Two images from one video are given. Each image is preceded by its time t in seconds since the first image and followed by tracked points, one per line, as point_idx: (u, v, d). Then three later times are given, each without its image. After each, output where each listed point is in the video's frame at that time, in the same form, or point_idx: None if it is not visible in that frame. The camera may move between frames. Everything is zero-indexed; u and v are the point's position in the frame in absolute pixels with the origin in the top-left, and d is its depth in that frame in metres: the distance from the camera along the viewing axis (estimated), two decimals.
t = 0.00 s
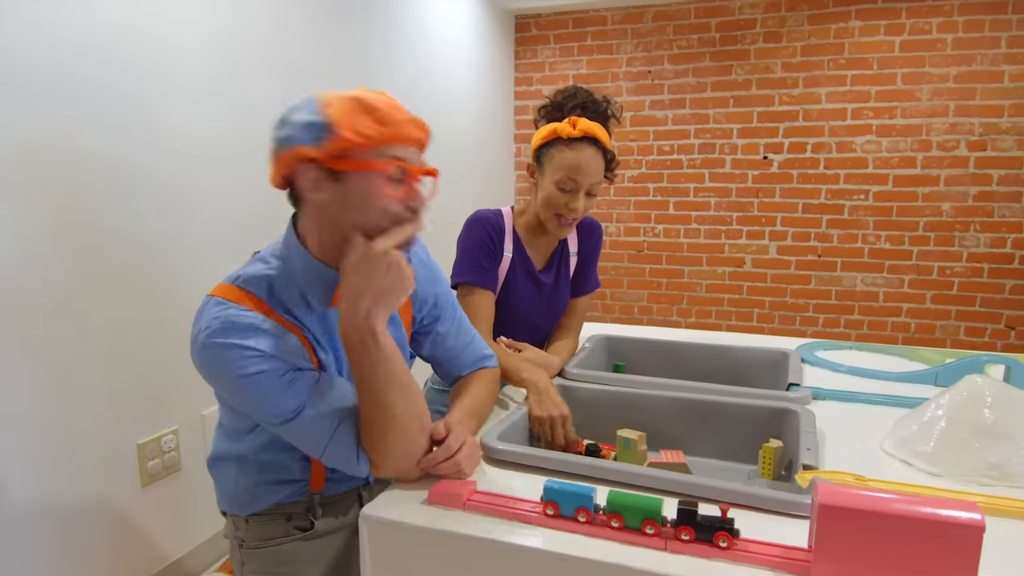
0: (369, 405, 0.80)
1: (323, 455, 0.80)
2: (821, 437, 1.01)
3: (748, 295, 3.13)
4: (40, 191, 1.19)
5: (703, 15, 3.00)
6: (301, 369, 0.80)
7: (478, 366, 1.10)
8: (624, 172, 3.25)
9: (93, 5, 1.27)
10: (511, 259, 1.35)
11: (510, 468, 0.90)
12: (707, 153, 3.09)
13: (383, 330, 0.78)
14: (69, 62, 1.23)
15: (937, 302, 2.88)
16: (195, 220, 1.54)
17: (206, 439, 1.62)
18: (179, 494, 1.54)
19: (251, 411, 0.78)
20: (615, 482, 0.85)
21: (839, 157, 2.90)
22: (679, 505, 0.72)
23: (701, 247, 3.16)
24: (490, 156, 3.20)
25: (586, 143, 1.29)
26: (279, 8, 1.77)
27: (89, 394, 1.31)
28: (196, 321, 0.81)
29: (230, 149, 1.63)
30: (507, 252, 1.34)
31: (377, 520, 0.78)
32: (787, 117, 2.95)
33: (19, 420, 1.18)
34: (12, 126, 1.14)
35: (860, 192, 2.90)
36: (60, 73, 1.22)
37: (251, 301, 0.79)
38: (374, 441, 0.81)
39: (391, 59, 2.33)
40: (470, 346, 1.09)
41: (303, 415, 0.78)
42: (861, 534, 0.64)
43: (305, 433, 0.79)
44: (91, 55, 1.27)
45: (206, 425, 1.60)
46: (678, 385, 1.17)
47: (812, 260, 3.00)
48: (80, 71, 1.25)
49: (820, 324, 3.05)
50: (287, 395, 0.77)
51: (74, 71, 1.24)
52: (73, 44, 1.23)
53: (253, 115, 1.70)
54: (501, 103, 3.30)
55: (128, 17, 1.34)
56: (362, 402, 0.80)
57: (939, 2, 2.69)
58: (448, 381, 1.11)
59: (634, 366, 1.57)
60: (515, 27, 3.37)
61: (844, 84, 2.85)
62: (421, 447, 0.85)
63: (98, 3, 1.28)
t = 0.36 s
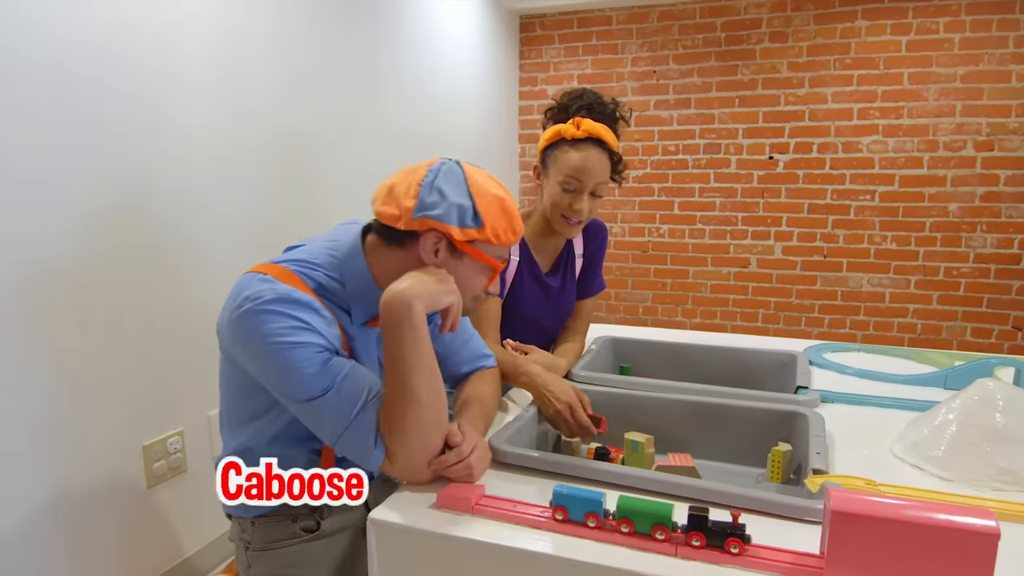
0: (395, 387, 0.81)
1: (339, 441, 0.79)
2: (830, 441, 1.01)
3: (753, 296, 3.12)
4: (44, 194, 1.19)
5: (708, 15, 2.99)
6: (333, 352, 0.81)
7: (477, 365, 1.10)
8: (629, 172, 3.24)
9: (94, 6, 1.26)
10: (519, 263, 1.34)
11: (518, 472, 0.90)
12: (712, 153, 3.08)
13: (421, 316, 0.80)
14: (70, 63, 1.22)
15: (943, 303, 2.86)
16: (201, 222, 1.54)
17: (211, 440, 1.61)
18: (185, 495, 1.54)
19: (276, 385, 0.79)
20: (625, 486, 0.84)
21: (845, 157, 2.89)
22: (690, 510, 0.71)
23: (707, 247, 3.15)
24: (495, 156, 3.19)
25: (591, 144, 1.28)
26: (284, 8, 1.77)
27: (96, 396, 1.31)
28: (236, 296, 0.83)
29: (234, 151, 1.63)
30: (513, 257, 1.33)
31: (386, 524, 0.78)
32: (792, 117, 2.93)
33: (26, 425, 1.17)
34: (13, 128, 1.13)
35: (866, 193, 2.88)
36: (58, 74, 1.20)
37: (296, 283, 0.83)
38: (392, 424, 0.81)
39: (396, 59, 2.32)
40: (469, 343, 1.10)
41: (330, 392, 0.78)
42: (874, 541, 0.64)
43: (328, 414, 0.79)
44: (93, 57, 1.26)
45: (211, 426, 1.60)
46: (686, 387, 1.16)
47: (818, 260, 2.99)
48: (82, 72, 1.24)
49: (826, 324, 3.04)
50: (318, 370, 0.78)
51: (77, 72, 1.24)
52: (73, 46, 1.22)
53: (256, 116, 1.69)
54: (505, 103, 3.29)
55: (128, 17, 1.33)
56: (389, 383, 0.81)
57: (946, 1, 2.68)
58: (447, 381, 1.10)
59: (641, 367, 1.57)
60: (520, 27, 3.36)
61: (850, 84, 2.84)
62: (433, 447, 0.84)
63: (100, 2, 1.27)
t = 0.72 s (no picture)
0: (416, 376, 0.83)
1: (352, 437, 0.81)
2: (842, 440, 1.00)
3: (758, 294, 3.11)
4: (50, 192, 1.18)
5: (713, 12, 2.98)
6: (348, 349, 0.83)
7: (485, 362, 1.09)
8: (633, 170, 3.23)
9: (100, 3, 1.25)
10: (524, 268, 1.35)
11: (529, 470, 0.90)
12: (717, 151, 3.07)
13: (443, 308, 0.83)
14: (77, 61, 1.21)
15: (948, 301, 2.85)
16: (207, 220, 1.53)
17: (217, 437, 1.61)
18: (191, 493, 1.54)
19: (291, 381, 0.80)
20: (637, 485, 0.84)
21: (850, 155, 2.88)
22: (705, 509, 0.71)
23: (711, 245, 3.15)
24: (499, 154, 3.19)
25: (558, 142, 1.28)
26: (289, 5, 1.76)
27: (103, 394, 1.31)
28: (250, 291, 0.84)
29: (240, 149, 1.62)
30: (518, 262, 1.34)
31: (398, 523, 0.77)
32: (797, 115, 2.92)
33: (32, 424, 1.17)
34: (19, 125, 1.12)
35: (871, 191, 2.87)
36: (67, 73, 1.20)
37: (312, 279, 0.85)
38: (412, 417, 0.83)
39: (400, 56, 2.32)
40: (475, 339, 1.10)
41: (346, 389, 0.80)
42: (892, 540, 0.63)
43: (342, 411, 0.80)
44: (99, 55, 1.25)
45: (217, 424, 1.60)
46: (695, 386, 1.16)
47: (823, 259, 2.98)
48: (90, 70, 1.24)
49: (830, 323, 3.03)
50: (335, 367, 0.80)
51: (85, 70, 1.23)
52: (80, 44, 1.21)
53: (262, 114, 1.68)
54: (510, 101, 3.28)
55: (134, 14, 1.32)
56: (409, 375, 0.84)
57: None
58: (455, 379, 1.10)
59: (648, 366, 1.56)
60: (524, 24, 3.35)
61: (855, 81, 2.83)
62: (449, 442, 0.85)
63: None
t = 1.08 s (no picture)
0: (395, 382, 0.75)
1: (336, 429, 0.79)
2: (845, 439, 1.00)
3: (759, 292, 3.11)
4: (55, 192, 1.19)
5: (715, 10, 2.98)
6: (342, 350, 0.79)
7: (487, 360, 1.10)
8: (634, 169, 3.23)
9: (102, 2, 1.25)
10: (522, 267, 1.34)
11: (531, 470, 0.90)
12: (718, 149, 3.06)
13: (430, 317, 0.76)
14: (80, 58, 1.21)
15: (950, 300, 2.85)
16: (209, 219, 1.53)
17: (218, 436, 1.61)
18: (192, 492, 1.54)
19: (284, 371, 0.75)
20: (640, 485, 0.84)
21: (852, 153, 2.87)
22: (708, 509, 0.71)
23: (712, 244, 3.14)
24: (500, 153, 3.18)
25: (549, 133, 1.27)
26: (291, 4, 1.76)
27: (104, 393, 1.31)
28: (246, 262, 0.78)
29: (241, 148, 1.62)
30: (516, 261, 1.33)
31: (400, 523, 0.77)
32: (799, 113, 2.92)
33: (37, 422, 1.18)
34: (27, 125, 1.13)
35: (872, 189, 2.87)
36: (69, 71, 1.20)
37: (313, 261, 0.78)
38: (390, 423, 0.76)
39: (402, 54, 2.31)
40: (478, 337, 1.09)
41: (328, 382, 0.76)
42: (896, 540, 0.63)
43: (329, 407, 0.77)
44: (100, 52, 1.25)
45: (219, 423, 1.60)
46: (698, 385, 1.16)
47: (825, 257, 2.98)
48: (90, 67, 1.23)
49: (832, 321, 3.03)
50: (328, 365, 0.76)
51: (86, 67, 1.23)
52: (81, 41, 1.21)
53: (263, 113, 1.68)
54: (511, 99, 3.28)
55: (134, 11, 1.32)
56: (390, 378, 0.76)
57: None
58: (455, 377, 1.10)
59: (649, 365, 1.56)
60: (525, 22, 3.35)
61: (857, 79, 2.82)
62: (426, 447, 0.79)
63: None
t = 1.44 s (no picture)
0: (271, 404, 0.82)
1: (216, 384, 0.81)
2: (848, 437, 1.00)
3: (760, 291, 3.11)
4: (58, 191, 1.19)
5: (716, 8, 2.97)
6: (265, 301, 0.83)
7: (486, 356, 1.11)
8: (636, 167, 3.23)
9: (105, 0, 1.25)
10: (520, 267, 1.33)
11: (535, 468, 0.90)
12: (719, 147, 3.06)
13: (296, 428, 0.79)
14: (84, 58, 1.22)
15: (951, 298, 2.85)
16: (211, 218, 1.53)
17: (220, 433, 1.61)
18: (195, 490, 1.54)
19: (202, 302, 0.82)
20: (643, 483, 0.84)
21: (853, 151, 2.87)
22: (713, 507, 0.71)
23: (713, 242, 3.15)
24: (501, 151, 3.18)
25: (554, 118, 1.28)
26: (293, 3, 1.76)
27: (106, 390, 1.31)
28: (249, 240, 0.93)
29: (243, 146, 1.62)
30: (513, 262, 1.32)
31: (405, 520, 0.77)
32: (801, 111, 2.92)
33: (38, 421, 1.19)
34: (31, 126, 1.13)
35: (874, 187, 2.87)
36: (72, 68, 1.20)
37: (272, 226, 0.87)
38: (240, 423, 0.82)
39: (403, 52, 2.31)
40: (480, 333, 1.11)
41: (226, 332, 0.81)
42: (899, 538, 0.63)
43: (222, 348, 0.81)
44: (103, 52, 1.25)
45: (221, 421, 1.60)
46: (701, 383, 1.16)
47: (826, 255, 2.98)
48: (94, 63, 1.23)
49: (833, 319, 3.03)
50: (237, 302, 0.81)
51: (90, 63, 1.23)
52: (84, 41, 1.21)
53: (265, 112, 1.68)
54: (513, 98, 3.28)
55: (137, 10, 1.32)
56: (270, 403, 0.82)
57: None
58: (454, 370, 1.12)
59: (651, 363, 1.56)
60: (526, 21, 3.35)
61: (859, 77, 2.82)
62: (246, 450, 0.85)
63: None
